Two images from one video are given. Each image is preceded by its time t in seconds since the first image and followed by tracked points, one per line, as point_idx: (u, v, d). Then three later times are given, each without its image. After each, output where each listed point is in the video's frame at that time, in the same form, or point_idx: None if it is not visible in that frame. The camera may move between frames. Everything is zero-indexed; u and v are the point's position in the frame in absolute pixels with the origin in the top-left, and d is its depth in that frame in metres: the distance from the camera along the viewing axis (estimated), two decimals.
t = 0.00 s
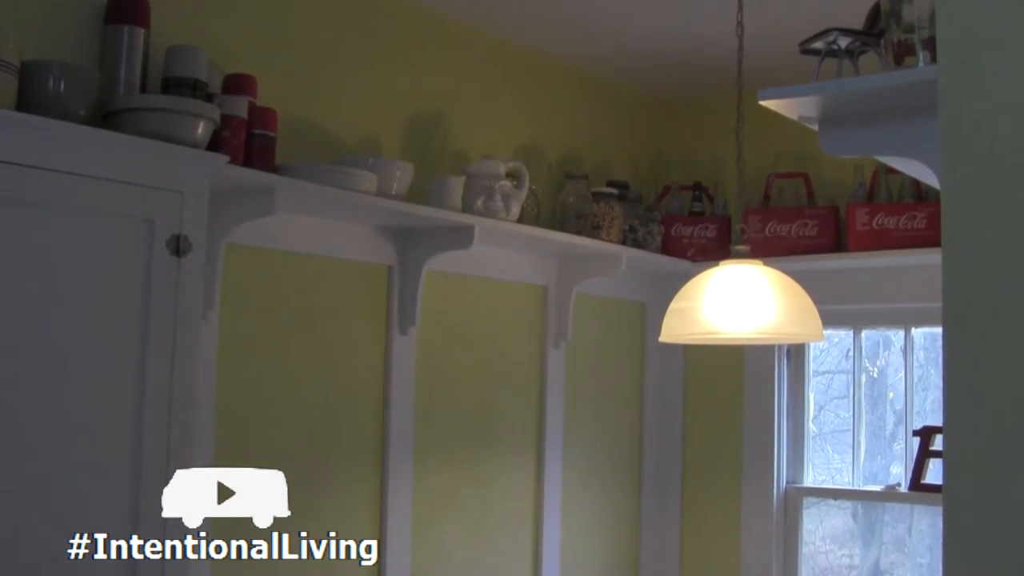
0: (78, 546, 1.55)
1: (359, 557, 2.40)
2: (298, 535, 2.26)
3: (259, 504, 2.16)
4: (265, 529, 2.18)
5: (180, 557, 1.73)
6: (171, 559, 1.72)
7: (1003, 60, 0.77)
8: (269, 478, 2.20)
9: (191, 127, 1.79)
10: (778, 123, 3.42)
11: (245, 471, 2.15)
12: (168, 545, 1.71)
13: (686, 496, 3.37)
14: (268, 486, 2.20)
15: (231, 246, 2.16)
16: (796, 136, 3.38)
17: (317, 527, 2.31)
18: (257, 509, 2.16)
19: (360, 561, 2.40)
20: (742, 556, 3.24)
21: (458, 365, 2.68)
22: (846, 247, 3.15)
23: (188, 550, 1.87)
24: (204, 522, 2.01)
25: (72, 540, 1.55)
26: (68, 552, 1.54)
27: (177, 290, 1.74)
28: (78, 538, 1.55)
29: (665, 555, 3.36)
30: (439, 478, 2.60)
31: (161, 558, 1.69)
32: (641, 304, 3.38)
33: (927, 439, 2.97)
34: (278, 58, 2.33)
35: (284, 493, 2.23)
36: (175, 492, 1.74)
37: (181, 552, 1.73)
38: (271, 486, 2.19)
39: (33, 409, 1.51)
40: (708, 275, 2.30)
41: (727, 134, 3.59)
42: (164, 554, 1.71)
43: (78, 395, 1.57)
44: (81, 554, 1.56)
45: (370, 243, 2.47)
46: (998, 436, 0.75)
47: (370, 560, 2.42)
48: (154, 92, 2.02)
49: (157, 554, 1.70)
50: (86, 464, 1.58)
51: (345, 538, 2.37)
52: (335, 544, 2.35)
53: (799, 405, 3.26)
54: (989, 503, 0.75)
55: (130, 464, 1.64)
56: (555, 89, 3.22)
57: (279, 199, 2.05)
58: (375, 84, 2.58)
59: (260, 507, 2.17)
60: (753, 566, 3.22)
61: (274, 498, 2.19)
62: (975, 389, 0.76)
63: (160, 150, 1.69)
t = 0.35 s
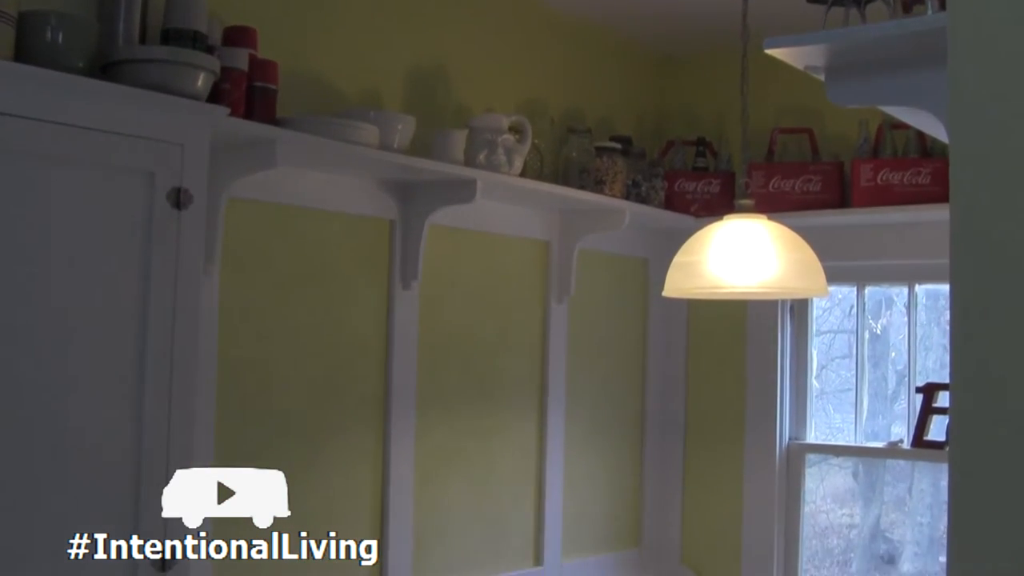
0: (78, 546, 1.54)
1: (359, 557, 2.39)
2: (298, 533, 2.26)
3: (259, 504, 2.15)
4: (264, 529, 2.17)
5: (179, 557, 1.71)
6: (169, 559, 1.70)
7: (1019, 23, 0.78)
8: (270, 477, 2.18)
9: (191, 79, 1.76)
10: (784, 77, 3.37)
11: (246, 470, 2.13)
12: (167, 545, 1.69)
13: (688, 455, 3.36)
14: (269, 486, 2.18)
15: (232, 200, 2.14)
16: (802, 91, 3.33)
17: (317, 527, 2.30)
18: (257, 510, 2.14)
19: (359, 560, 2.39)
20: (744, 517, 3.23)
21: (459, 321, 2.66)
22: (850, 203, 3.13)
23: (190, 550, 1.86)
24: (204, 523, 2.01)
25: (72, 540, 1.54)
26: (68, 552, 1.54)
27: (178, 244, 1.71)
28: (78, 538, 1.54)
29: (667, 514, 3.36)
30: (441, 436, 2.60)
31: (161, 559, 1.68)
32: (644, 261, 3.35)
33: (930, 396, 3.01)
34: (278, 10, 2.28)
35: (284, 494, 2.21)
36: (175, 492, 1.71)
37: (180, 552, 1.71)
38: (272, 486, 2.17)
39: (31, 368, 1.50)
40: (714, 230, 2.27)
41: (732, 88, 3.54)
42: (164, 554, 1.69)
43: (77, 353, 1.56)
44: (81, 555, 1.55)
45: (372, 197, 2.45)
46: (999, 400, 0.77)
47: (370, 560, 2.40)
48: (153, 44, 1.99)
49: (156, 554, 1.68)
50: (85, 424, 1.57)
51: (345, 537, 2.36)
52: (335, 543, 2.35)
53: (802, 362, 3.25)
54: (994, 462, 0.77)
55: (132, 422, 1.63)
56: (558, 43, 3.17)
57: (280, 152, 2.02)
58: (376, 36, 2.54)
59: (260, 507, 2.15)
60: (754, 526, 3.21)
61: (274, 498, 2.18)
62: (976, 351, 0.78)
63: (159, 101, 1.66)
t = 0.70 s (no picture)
0: (78, 545, 1.54)
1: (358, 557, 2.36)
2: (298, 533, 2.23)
3: (260, 504, 2.11)
4: (263, 528, 2.13)
5: (180, 557, 1.69)
6: (170, 559, 1.68)
7: None
8: (270, 477, 2.15)
9: (188, 26, 1.72)
10: (789, 26, 3.31)
11: (246, 471, 2.10)
12: (168, 545, 1.68)
13: (691, 412, 3.33)
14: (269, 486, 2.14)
15: (233, 150, 2.12)
16: (807, 41, 3.28)
17: (315, 527, 2.28)
18: (257, 510, 2.11)
19: (359, 560, 2.36)
20: (746, 474, 3.21)
21: (461, 273, 2.64)
22: (854, 154, 3.09)
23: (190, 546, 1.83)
24: (204, 522, 1.98)
25: (72, 540, 1.53)
26: (68, 552, 1.53)
27: (178, 190, 1.69)
28: (78, 538, 1.54)
29: (671, 475, 3.32)
30: (442, 389, 2.58)
31: (161, 559, 1.66)
32: (647, 213, 3.31)
33: (933, 348, 2.98)
34: None
35: (285, 494, 2.17)
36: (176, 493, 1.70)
37: (181, 552, 1.70)
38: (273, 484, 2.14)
39: (31, 318, 1.49)
40: (717, 179, 2.24)
41: (736, 38, 3.48)
42: (164, 554, 1.68)
43: (76, 304, 1.55)
44: (81, 554, 1.54)
45: (372, 147, 2.41)
46: (1013, 365, 0.54)
47: (370, 560, 2.36)
48: None
49: (157, 554, 1.67)
50: (82, 378, 1.55)
51: (345, 537, 2.34)
52: (335, 543, 2.32)
53: (805, 316, 3.22)
54: (1000, 447, 0.54)
55: (133, 374, 1.62)
56: None
57: (281, 101, 1.99)
58: None
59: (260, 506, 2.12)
60: (757, 484, 3.19)
61: (274, 498, 2.14)
62: (978, 293, 0.55)
63: (156, 48, 1.63)
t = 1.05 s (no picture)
0: (78, 545, 1.55)
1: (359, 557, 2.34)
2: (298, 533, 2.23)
3: (260, 504, 2.12)
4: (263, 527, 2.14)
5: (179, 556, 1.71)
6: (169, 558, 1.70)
7: None
8: (270, 477, 2.15)
9: None
10: None
11: (245, 471, 2.11)
12: (168, 545, 1.69)
13: (693, 380, 3.31)
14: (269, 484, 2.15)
15: (234, 113, 2.11)
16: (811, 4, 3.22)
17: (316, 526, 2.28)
18: (257, 510, 2.12)
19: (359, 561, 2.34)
20: (748, 443, 3.20)
21: (462, 237, 2.62)
22: (857, 118, 3.06)
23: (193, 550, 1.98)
24: (204, 522, 1.98)
25: (72, 540, 1.54)
26: (68, 551, 1.54)
27: (178, 153, 1.67)
28: (78, 538, 1.55)
29: (673, 443, 3.31)
30: (444, 356, 2.57)
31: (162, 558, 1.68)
32: (649, 177, 3.29)
33: (936, 313, 2.94)
34: None
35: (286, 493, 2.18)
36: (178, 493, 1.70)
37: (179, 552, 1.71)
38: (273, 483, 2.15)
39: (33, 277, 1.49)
40: (720, 141, 2.22)
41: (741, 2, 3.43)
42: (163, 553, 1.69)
43: (77, 265, 1.54)
44: (81, 554, 1.56)
45: (373, 110, 2.39)
46: None
47: (370, 560, 2.35)
48: None
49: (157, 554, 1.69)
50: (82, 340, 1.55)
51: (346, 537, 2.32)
52: (335, 543, 2.31)
53: (807, 281, 3.20)
54: None
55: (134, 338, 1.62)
56: None
57: (282, 63, 1.97)
58: None
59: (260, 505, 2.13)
60: (757, 452, 3.18)
61: (274, 498, 2.15)
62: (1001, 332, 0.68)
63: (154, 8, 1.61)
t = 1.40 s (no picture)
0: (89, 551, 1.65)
1: (358, 557, 2.24)
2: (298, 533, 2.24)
3: (260, 504, 2.15)
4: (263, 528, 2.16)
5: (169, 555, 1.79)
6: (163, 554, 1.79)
7: None
8: (270, 477, 2.18)
9: None
10: None
11: (245, 471, 2.14)
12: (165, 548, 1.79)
13: (695, 343, 3.29)
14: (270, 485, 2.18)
15: (231, 74, 2.08)
16: None
17: (317, 525, 2.26)
18: (256, 510, 2.14)
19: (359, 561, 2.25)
20: (749, 406, 3.19)
21: (462, 200, 2.60)
22: (859, 79, 3.03)
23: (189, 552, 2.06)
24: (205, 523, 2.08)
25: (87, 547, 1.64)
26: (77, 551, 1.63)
27: (175, 115, 1.65)
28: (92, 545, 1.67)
29: (675, 406, 3.30)
30: (444, 318, 2.55)
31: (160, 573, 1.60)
32: (649, 139, 3.26)
33: (936, 276, 2.94)
34: None
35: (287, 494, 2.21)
36: (175, 492, 1.73)
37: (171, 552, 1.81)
38: (273, 483, 2.17)
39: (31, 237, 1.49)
40: (721, 101, 2.20)
41: None
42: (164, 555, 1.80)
43: (74, 226, 1.54)
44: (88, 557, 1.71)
45: (372, 71, 2.36)
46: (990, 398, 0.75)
47: (370, 560, 2.26)
48: None
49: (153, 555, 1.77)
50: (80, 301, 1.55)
51: (345, 537, 2.22)
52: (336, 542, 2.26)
53: (808, 244, 3.18)
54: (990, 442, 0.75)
55: (133, 300, 1.61)
56: None
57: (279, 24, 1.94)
58: None
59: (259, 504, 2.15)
60: (758, 415, 3.18)
61: (274, 498, 2.17)
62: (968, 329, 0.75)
63: None
